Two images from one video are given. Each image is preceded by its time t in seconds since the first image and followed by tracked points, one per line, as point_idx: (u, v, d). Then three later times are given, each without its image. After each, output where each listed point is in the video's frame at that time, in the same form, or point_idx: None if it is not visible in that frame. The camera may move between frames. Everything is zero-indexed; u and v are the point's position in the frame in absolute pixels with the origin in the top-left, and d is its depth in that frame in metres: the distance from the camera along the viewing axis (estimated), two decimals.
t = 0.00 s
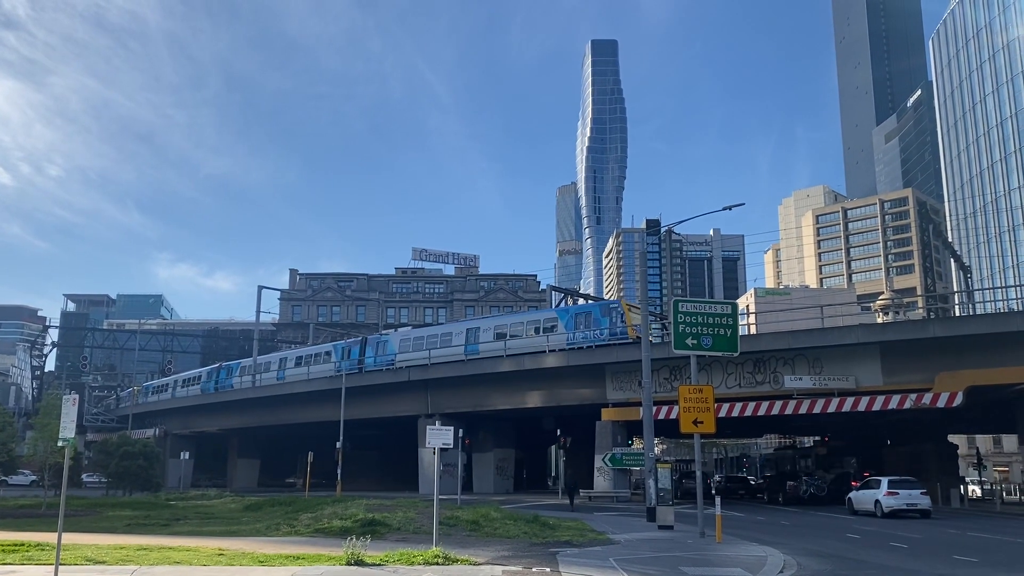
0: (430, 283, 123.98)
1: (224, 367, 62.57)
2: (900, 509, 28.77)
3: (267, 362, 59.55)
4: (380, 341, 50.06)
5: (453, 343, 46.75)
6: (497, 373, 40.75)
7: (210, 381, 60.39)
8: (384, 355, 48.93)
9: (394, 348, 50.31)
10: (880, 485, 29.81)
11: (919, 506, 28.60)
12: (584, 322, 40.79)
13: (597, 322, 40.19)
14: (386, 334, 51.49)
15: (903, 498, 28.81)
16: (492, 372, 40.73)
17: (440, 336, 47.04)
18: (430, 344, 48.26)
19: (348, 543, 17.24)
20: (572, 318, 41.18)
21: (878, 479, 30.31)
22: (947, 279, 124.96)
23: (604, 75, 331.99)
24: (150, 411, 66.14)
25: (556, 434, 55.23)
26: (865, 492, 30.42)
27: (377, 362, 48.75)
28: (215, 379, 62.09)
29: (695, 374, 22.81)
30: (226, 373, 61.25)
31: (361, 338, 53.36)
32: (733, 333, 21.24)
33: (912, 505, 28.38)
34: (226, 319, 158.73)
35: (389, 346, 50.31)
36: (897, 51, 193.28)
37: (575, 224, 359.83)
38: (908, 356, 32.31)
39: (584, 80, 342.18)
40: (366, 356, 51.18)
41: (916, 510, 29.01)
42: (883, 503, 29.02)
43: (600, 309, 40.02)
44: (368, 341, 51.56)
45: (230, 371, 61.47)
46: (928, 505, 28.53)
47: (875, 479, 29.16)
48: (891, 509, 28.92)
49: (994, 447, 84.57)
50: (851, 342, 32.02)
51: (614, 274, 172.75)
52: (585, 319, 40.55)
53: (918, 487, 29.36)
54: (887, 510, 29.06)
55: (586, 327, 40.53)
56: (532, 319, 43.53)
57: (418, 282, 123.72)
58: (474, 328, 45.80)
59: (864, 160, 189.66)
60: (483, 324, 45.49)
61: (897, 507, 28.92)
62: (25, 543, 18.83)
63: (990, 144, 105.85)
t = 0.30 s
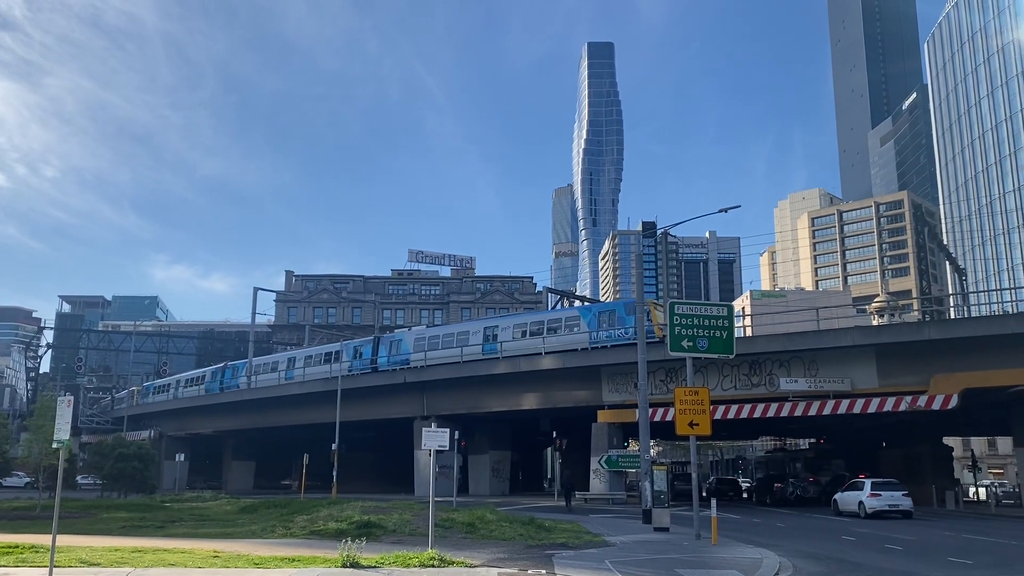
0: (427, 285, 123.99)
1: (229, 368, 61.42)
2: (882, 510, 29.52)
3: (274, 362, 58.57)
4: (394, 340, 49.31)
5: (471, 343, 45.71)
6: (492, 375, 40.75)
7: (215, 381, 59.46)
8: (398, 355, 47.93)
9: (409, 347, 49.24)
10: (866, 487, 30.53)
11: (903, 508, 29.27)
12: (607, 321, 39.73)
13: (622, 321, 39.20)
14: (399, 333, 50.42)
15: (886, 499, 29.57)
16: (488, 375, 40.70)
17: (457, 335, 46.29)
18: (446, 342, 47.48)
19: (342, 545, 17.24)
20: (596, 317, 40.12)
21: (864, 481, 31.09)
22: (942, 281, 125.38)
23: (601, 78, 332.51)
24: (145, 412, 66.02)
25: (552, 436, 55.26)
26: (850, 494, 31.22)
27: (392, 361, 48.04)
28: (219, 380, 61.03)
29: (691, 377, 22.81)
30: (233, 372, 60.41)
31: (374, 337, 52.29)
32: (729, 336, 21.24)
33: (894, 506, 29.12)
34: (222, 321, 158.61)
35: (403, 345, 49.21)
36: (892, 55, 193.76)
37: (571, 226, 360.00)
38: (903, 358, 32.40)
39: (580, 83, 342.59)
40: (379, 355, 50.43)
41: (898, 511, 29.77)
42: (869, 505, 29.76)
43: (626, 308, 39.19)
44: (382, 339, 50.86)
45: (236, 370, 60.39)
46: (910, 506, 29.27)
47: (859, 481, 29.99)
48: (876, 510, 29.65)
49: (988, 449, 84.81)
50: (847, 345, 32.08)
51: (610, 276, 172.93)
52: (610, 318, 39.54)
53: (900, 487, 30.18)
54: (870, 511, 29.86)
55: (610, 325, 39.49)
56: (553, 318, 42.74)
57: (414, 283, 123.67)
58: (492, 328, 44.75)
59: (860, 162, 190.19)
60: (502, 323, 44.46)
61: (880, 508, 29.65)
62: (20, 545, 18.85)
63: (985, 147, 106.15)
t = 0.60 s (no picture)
0: (422, 287, 123.94)
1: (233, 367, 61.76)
2: (864, 512, 30.28)
3: (281, 362, 58.04)
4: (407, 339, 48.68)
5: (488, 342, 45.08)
6: (488, 377, 40.68)
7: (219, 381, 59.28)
8: (412, 354, 47.32)
9: (423, 347, 48.63)
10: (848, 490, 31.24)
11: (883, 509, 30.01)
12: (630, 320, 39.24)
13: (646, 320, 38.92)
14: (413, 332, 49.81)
15: (868, 501, 30.32)
16: (484, 377, 40.66)
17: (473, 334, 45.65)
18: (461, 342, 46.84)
19: (336, 548, 17.18)
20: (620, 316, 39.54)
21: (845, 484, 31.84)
22: (936, 285, 125.76)
23: (596, 81, 333.13)
24: (139, 414, 65.80)
25: (547, 439, 55.24)
26: (832, 497, 31.97)
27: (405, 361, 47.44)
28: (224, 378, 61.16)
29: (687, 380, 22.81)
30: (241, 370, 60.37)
31: (386, 336, 51.67)
32: (723, 338, 21.28)
33: (875, 508, 29.87)
34: (216, 323, 158.27)
35: (417, 344, 48.61)
36: (887, 59, 194.35)
37: (567, 228, 360.13)
38: (898, 361, 32.47)
39: (576, 86, 343.09)
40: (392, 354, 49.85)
41: (880, 513, 30.54)
42: (851, 507, 30.47)
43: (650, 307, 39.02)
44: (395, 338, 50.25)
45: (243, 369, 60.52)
46: (890, 507, 30.04)
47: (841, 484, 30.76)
48: (857, 512, 30.36)
49: (982, 452, 85.06)
50: (841, 347, 32.14)
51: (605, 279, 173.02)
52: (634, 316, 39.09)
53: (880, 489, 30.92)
54: (852, 512, 30.62)
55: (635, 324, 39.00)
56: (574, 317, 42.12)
57: (409, 285, 123.47)
58: (511, 327, 44.09)
59: (855, 166, 190.67)
60: (521, 322, 43.82)
61: (862, 510, 30.41)
62: (13, 547, 18.75)
63: (979, 151, 106.57)
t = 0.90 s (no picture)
0: (416, 290, 123.73)
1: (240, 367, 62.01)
2: (844, 514, 31.44)
3: (290, 362, 57.24)
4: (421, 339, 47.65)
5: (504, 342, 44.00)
6: (481, 380, 40.64)
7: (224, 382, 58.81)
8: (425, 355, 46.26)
9: (438, 346, 47.65)
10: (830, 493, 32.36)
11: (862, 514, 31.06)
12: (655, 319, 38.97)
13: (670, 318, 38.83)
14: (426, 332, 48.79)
15: (846, 504, 31.50)
16: (477, 380, 40.65)
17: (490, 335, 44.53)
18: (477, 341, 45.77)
19: (330, 551, 17.17)
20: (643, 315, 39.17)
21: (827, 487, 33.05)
22: (928, 289, 126.23)
23: (590, 85, 333.50)
24: (131, 417, 65.56)
25: (541, 442, 55.17)
26: (812, 500, 33.18)
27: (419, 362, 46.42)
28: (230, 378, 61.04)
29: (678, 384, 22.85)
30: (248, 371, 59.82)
31: (399, 335, 50.75)
32: (716, 342, 21.34)
33: (854, 510, 31.03)
34: (209, 325, 157.58)
35: (432, 344, 47.64)
36: (880, 64, 195.05)
37: (561, 231, 360.21)
38: (890, 365, 32.59)
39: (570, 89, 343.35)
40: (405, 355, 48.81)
41: (857, 515, 31.70)
42: (831, 509, 31.63)
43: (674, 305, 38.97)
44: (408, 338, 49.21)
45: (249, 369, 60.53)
46: (868, 510, 31.22)
47: (822, 487, 31.94)
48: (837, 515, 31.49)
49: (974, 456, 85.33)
50: (834, 351, 32.21)
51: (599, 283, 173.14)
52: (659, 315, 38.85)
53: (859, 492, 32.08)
54: (832, 514, 31.74)
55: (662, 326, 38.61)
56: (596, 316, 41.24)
57: (403, 288, 123.33)
58: (528, 327, 42.93)
59: (848, 170, 191.27)
60: (539, 323, 42.62)
61: (841, 512, 31.57)
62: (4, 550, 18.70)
63: (971, 155, 107.04)
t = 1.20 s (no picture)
0: (407, 294, 123.56)
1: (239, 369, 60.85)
2: (821, 517, 32.44)
3: (293, 363, 55.74)
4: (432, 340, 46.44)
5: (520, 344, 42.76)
6: (473, 384, 40.59)
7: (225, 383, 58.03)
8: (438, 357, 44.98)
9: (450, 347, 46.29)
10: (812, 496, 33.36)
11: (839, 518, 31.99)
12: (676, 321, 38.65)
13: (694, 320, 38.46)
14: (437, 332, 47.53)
15: (823, 507, 32.48)
16: (469, 383, 40.59)
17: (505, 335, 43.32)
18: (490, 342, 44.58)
19: (319, 554, 17.11)
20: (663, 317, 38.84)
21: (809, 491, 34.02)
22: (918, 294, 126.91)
23: (583, 89, 334.12)
24: (121, 420, 65.27)
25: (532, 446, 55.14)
26: (792, 503, 34.11)
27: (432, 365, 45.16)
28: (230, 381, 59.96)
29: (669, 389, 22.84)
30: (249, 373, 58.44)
31: (409, 336, 49.38)
32: (708, 347, 21.33)
33: (831, 514, 31.99)
34: (199, 328, 157.09)
35: (444, 346, 46.33)
36: (871, 70, 196.11)
37: (553, 235, 360.54)
38: (880, 370, 32.71)
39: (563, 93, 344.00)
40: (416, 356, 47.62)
41: (835, 518, 32.67)
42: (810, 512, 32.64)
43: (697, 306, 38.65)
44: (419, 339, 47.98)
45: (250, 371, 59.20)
46: (845, 513, 32.18)
47: (800, 491, 32.81)
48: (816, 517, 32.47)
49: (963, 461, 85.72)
50: (825, 356, 32.34)
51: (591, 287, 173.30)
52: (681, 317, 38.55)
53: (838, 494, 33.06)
54: (810, 517, 32.74)
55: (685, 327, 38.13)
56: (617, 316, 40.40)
57: (395, 291, 123.19)
58: (546, 328, 41.67)
59: (839, 175, 192.07)
60: (557, 323, 41.44)
61: (819, 515, 32.54)
62: None
63: (961, 162, 107.68)
